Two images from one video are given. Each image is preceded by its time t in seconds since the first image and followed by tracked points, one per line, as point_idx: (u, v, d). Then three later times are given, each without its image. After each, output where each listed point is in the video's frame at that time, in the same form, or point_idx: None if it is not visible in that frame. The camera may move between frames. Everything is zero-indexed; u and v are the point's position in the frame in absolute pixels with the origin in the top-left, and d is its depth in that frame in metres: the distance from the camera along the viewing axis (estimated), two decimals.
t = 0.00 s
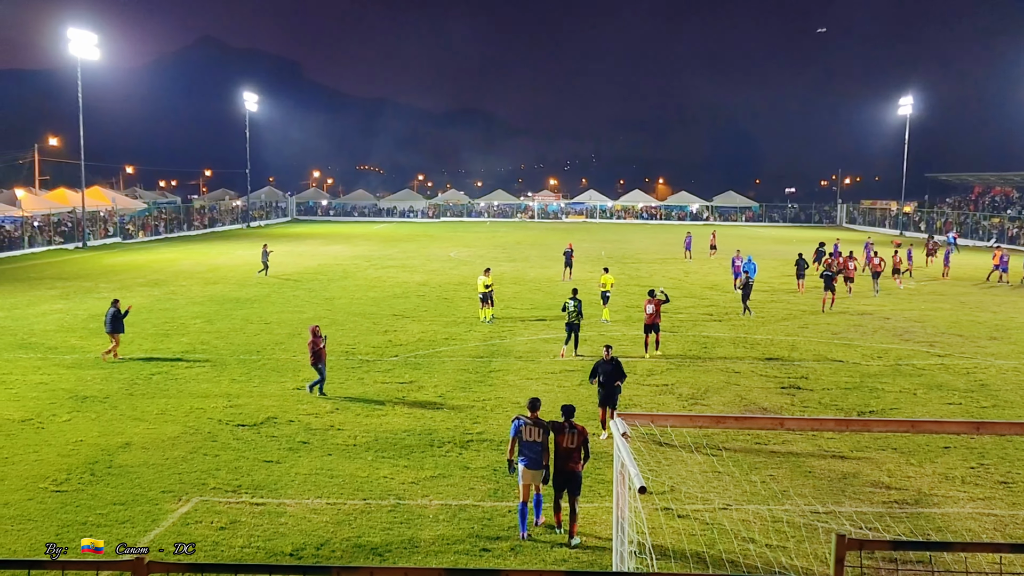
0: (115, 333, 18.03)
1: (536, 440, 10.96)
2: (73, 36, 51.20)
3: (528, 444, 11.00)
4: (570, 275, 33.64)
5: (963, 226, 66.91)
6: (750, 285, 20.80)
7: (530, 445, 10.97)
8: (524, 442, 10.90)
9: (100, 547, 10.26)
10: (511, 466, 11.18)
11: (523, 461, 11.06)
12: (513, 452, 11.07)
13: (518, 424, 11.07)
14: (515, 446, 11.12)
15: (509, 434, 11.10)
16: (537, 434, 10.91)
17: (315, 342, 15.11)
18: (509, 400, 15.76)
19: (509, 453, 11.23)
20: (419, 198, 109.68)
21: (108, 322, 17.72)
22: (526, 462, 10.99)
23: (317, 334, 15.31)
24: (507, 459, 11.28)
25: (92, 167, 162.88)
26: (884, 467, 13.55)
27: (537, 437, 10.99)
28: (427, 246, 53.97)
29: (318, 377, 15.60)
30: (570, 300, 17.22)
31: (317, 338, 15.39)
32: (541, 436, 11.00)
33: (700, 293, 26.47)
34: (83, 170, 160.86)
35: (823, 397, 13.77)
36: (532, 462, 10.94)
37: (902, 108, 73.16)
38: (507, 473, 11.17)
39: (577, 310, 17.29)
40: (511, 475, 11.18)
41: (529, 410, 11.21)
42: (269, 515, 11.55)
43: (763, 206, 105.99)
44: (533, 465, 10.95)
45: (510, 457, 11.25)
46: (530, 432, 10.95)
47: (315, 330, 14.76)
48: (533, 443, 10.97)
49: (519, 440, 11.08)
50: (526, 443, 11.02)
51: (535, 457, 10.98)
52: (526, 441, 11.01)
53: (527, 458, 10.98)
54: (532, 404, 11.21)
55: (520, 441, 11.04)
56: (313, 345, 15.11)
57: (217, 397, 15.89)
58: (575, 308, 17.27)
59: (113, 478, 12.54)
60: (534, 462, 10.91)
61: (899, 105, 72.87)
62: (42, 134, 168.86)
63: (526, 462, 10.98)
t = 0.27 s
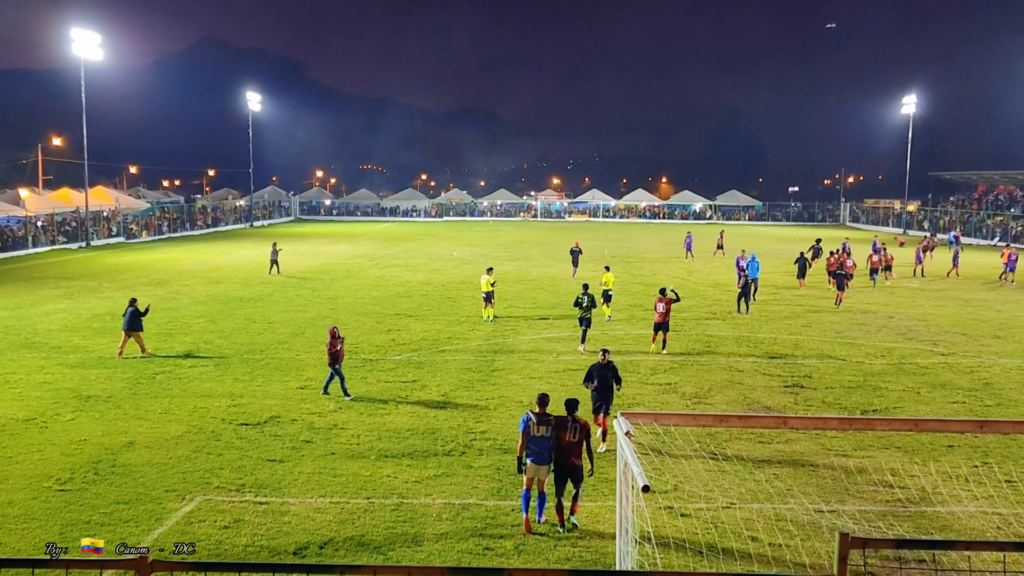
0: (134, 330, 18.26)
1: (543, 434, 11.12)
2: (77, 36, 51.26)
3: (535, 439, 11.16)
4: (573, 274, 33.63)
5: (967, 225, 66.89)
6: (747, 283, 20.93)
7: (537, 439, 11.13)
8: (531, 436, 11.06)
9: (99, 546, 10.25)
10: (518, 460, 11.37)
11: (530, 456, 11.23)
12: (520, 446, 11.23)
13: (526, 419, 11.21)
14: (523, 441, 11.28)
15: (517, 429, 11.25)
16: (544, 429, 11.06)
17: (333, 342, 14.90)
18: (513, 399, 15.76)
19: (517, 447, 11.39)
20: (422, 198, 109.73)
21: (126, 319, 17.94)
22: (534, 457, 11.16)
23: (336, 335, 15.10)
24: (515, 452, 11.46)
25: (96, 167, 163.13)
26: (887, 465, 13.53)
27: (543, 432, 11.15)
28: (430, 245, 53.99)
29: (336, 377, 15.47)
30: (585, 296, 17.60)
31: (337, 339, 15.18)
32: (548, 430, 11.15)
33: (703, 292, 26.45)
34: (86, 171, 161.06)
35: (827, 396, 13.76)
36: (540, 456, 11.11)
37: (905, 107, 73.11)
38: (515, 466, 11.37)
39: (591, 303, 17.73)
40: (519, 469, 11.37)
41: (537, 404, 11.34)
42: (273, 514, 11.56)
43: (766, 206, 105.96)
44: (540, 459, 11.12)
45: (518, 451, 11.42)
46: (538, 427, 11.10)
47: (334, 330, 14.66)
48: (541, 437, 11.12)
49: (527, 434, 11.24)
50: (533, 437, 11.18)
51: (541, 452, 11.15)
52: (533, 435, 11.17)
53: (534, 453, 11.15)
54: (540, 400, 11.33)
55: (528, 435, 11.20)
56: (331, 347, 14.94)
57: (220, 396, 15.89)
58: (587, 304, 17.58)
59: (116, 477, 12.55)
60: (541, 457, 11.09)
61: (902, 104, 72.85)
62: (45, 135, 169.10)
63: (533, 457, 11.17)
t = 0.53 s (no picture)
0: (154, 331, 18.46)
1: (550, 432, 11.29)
2: (82, 39, 51.42)
3: (542, 436, 11.34)
4: (577, 275, 33.62)
5: (972, 226, 66.76)
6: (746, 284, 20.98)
7: (544, 436, 11.31)
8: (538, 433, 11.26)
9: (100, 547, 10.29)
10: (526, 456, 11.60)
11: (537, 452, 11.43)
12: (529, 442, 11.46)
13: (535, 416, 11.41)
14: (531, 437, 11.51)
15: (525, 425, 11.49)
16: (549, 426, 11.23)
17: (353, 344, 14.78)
18: (518, 401, 15.76)
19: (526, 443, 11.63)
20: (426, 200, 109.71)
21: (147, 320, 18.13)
22: (539, 453, 11.35)
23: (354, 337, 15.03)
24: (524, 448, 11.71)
25: (100, 169, 163.55)
26: (893, 467, 13.51)
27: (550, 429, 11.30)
28: (435, 247, 54.02)
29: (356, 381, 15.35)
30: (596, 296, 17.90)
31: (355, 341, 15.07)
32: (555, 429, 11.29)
33: (708, 294, 26.43)
34: (91, 173, 161.65)
35: (832, 397, 13.76)
36: (545, 453, 11.29)
37: (909, 108, 73.00)
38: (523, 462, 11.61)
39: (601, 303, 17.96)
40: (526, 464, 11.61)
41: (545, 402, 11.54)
42: (278, 516, 11.57)
43: (770, 206, 105.84)
44: (546, 455, 11.30)
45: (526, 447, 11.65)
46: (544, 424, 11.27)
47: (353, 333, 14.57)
48: (547, 435, 11.29)
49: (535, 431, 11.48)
50: (541, 434, 11.36)
51: (548, 448, 11.33)
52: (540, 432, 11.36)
53: (540, 449, 11.34)
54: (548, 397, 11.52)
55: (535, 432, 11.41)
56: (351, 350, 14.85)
57: (225, 398, 15.91)
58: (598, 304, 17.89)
59: (122, 480, 12.57)
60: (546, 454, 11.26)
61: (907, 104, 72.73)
62: (50, 137, 169.67)
63: (538, 453, 11.36)
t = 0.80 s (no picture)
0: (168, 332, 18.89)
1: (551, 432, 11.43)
2: (81, 44, 51.52)
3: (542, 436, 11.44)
4: (577, 278, 33.62)
5: (971, 228, 66.74)
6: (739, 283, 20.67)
7: (544, 437, 11.41)
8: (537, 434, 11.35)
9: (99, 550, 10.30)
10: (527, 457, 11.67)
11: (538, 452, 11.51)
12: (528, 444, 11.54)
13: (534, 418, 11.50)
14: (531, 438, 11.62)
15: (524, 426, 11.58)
16: (549, 427, 11.33)
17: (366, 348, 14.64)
18: (517, 404, 15.75)
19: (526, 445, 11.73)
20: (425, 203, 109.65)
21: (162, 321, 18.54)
22: (541, 454, 11.43)
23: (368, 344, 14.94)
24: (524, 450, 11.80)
25: (100, 173, 163.78)
26: (894, 469, 13.49)
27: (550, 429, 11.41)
28: (434, 250, 54.03)
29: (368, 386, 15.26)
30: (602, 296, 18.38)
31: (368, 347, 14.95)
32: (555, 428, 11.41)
33: (707, 296, 26.41)
34: (90, 177, 161.86)
35: (832, 399, 13.74)
36: (546, 454, 11.37)
37: (908, 110, 72.98)
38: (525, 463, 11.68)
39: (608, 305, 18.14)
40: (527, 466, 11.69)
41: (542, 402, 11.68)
42: (278, 520, 11.56)
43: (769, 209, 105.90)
44: (547, 455, 11.38)
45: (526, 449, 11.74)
46: (544, 425, 11.36)
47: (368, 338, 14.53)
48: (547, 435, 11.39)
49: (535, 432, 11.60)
50: (541, 435, 11.50)
51: (548, 448, 11.43)
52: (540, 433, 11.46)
53: (541, 450, 11.42)
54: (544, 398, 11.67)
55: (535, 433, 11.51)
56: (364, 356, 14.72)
57: (224, 402, 15.90)
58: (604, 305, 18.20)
59: (121, 484, 12.56)
60: (548, 454, 11.34)
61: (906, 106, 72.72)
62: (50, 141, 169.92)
63: (540, 453, 11.44)
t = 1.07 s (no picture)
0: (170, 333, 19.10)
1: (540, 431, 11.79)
2: (67, 46, 51.26)
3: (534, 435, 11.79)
4: (565, 281, 33.66)
5: (957, 230, 67.28)
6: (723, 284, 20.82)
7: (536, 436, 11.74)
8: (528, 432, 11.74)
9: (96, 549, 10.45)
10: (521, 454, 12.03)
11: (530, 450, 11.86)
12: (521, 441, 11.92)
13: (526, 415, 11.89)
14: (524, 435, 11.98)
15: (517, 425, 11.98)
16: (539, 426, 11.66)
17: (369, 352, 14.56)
18: (506, 407, 15.75)
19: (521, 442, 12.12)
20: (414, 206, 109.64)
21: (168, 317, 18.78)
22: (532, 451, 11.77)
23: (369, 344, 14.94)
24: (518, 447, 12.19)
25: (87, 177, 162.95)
26: (881, 470, 13.54)
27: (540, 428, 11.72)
28: (423, 253, 53.99)
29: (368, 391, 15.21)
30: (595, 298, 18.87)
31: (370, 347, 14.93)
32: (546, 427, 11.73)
33: (695, 298, 26.47)
34: (77, 180, 161.06)
35: (819, 401, 13.79)
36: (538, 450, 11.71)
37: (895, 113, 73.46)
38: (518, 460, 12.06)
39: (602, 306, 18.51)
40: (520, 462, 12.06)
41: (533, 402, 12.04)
42: (266, 525, 11.50)
43: (758, 211, 106.53)
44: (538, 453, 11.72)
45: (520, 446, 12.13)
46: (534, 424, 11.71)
47: (370, 341, 14.54)
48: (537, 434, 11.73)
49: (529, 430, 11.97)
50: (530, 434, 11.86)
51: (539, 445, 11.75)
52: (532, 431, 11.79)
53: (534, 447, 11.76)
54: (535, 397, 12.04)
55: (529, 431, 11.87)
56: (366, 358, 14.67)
57: (212, 406, 15.83)
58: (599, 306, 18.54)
59: (108, 489, 12.48)
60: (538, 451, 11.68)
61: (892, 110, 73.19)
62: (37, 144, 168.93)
63: (531, 451, 11.79)
